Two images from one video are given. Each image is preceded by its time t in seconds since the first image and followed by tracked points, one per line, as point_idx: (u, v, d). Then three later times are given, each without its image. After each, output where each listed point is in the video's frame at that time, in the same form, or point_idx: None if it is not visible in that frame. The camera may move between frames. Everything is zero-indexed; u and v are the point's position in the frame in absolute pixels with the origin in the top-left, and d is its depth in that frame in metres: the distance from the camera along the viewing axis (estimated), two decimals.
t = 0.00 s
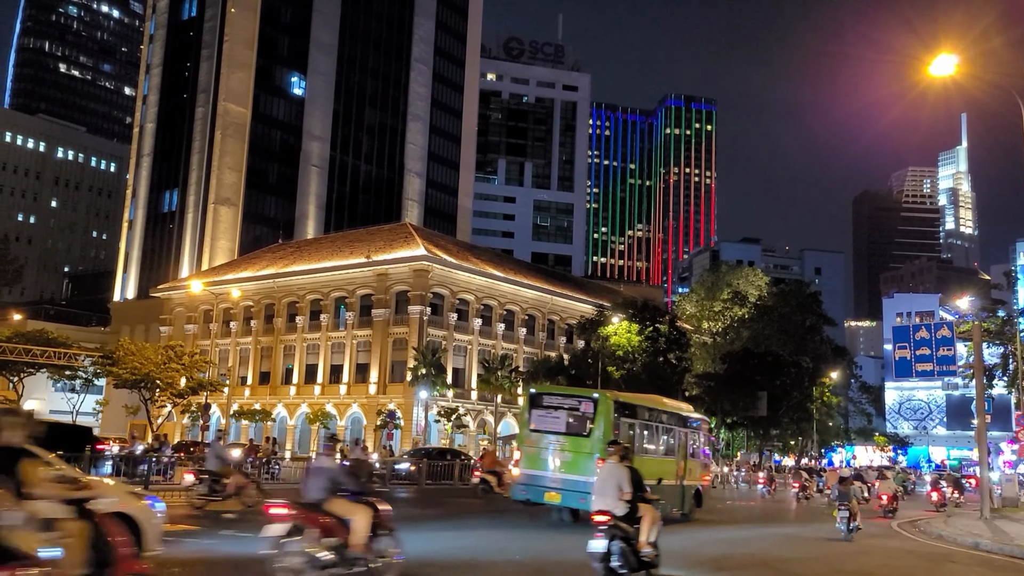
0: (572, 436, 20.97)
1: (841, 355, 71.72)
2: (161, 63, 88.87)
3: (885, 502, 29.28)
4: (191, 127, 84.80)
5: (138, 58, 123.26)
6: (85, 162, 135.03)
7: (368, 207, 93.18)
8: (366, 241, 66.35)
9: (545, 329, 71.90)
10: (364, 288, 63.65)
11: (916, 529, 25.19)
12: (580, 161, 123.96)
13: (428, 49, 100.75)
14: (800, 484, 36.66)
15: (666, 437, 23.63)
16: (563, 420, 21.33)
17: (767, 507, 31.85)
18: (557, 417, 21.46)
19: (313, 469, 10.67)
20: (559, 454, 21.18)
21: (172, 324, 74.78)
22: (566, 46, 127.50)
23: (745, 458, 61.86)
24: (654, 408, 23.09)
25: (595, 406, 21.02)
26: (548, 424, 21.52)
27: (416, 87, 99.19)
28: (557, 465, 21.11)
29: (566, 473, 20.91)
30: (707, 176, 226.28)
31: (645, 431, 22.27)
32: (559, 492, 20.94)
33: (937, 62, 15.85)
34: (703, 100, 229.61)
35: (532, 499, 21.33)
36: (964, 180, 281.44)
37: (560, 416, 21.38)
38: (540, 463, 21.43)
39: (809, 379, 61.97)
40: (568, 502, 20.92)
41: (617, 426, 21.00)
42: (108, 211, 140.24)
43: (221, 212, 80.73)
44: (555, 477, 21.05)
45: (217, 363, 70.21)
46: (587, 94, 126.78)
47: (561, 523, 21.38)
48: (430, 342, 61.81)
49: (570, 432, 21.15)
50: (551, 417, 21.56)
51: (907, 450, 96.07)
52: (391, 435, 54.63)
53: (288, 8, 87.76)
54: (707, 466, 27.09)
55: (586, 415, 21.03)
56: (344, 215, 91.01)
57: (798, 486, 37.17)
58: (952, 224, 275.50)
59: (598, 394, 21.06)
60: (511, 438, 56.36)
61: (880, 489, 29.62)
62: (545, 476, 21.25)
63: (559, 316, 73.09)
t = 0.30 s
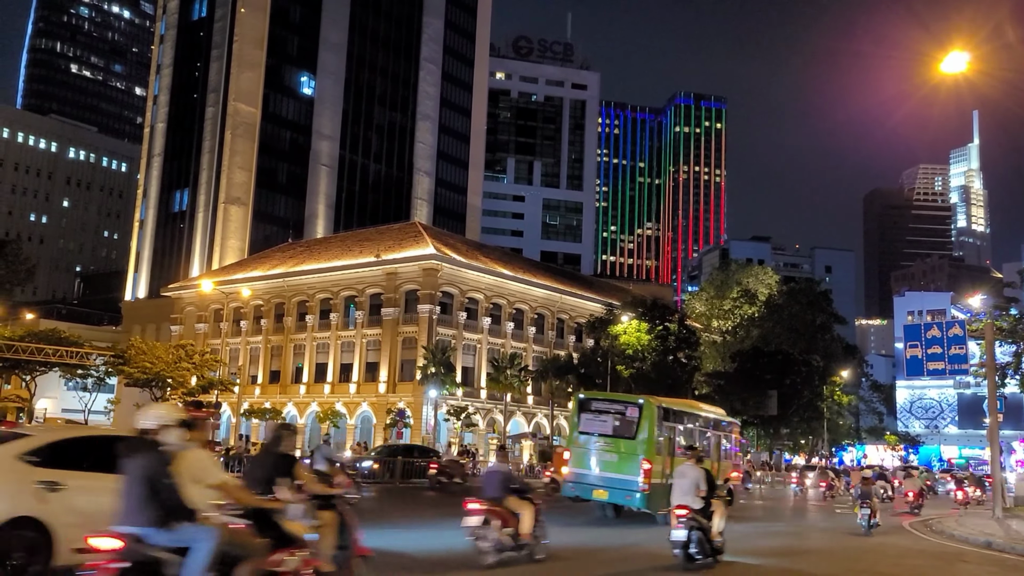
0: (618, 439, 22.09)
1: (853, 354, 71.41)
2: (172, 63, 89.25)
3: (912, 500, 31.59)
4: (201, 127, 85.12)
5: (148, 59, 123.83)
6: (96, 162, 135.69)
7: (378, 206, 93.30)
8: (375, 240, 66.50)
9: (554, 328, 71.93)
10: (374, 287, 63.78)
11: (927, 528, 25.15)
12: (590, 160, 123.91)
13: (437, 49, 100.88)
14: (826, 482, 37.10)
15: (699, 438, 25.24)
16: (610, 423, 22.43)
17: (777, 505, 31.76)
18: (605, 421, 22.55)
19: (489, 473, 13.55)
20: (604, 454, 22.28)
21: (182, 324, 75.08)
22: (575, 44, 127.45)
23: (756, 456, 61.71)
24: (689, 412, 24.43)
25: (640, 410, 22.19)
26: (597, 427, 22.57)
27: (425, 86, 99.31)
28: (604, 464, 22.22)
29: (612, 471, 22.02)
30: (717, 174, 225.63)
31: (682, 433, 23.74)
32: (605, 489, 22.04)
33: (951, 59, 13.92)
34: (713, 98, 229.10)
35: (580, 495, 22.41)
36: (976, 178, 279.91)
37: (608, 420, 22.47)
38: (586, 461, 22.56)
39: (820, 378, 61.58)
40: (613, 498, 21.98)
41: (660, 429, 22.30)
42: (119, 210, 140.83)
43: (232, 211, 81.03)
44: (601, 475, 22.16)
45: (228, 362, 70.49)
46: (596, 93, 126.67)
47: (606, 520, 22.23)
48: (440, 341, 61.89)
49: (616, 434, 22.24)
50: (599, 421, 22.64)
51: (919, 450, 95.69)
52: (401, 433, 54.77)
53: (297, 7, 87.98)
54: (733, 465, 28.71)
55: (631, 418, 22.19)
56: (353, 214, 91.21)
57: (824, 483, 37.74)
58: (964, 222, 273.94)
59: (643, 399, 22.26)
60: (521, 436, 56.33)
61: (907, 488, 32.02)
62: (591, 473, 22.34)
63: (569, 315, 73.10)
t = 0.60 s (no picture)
0: (650, 440, 23.22)
1: (856, 353, 71.30)
2: (175, 63, 89.33)
3: (931, 497, 33.91)
4: (204, 127, 85.19)
5: (152, 59, 124.09)
6: (100, 162, 135.85)
7: (381, 205, 93.35)
8: (378, 240, 66.54)
9: (557, 327, 71.91)
10: (377, 286, 63.80)
11: (931, 527, 25.07)
12: (592, 159, 123.85)
13: (440, 48, 100.87)
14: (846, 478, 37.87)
15: (727, 440, 26.19)
16: (643, 425, 23.55)
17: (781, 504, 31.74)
18: (638, 423, 23.70)
19: (597, 473, 15.06)
20: (638, 455, 23.41)
21: (186, 323, 75.17)
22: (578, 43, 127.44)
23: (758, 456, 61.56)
24: (716, 414, 25.41)
25: (672, 413, 23.25)
26: (631, 429, 23.70)
27: (428, 86, 99.30)
28: (638, 463, 23.34)
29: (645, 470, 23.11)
30: (720, 172, 225.57)
31: (712, 434, 24.78)
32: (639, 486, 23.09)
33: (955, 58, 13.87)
34: (716, 97, 229.16)
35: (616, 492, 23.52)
36: (980, 176, 279.70)
37: (641, 423, 23.63)
38: (621, 461, 23.69)
39: (823, 377, 61.53)
40: (648, 495, 23.03)
41: (691, 430, 23.34)
42: (123, 210, 141.13)
43: (235, 211, 81.12)
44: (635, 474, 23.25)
45: (231, 362, 70.59)
46: (599, 92, 126.61)
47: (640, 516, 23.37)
48: (442, 340, 61.92)
49: (650, 436, 23.39)
50: (633, 423, 23.78)
51: (923, 448, 95.61)
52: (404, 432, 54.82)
53: (300, 7, 88.02)
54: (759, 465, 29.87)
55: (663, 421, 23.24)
56: (356, 214, 91.24)
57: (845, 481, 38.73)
58: (967, 220, 273.71)
59: (674, 402, 23.35)
60: (523, 435, 56.33)
61: (926, 486, 34.31)
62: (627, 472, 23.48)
63: (572, 315, 73.07)
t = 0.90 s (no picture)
0: (680, 442, 24.98)
1: (861, 352, 71.02)
2: (179, 63, 89.47)
3: (947, 497, 34.37)
4: (208, 127, 85.36)
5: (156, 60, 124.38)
6: (104, 162, 136.14)
7: (385, 205, 93.47)
8: (382, 239, 66.59)
9: (561, 326, 71.93)
10: (381, 286, 63.84)
11: (935, 526, 24.90)
12: (596, 158, 123.80)
13: (444, 47, 100.88)
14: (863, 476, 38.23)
15: (754, 442, 27.57)
16: (675, 428, 25.29)
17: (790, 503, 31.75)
18: (669, 426, 25.50)
19: (678, 472, 18.05)
20: (670, 457, 25.18)
21: (190, 323, 75.27)
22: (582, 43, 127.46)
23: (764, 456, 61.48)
24: (742, 417, 27.11)
25: (699, 417, 25.02)
26: (662, 433, 25.52)
27: (431, 85, 99.31)
28: (671, 464, 25.04)
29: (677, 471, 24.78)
30: (724, 171, 225.28)
31: (738, 438, 26.30)
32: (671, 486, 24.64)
33: (960, 55, 13.82)
34: (720, 96, 229.05)
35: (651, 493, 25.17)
36: (984, 175, 279.14)
37: (671, 425, 25.42)
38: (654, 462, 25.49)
39: (828, 376, 61.36)
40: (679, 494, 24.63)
41: (720, 433, 25.01)
42: (127, 210, 141.42)
43: (239, 211, 81.22)
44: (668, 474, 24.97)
45: (236, 362, 70.67)
46: (603, 91, 126.55)
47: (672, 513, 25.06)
48: (447, 339, 61.94)
49: (680, 437, 25.13)
50: (664, 426, 25.61)
51: (928, 448, 95.36)
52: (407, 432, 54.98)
53: (303, 7, 88.09)
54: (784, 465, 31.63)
55: (692, 424, 24.94)
56: (360, 214, 91.28)
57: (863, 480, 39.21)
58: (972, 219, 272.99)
59: (702, 407, 25.13)
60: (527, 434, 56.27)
61: (942, 486, 34.50)
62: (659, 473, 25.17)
63: (576, 314, 73.03)
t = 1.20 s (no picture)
0: (709, 443, 26.87)
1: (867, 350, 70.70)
2: (184, 63, 89.64)
3: (965, 494, 34.45)
4: (213, 127, 85.53)
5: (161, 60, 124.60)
6: (110, 163, 136.36)
7: (389, 205, 93.56)
8: (387, 238, 66.65)
9: (566, 326, 71.94)
10: (386, 285, 63.90)
11: (942, 524, 24.75)
12: (601, 157, 123.77)
13: (448, 47, 100.89)
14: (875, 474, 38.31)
15: (776, 443, 29.01)
16: (703, 430, 27.16)
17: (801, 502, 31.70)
18: (697, 428, 27.32)
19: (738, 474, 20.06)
20: (702, 457, 27.02)
21: (196, 323, 75.39)
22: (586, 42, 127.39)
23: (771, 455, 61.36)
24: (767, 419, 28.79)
25: (726, 419, 26.85)
26: (691, 434, 27.39)
27: (436, 84, 99.36)
28: (701, 464, 27.05)
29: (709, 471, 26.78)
30: (728, 170, 224.98)
31: (763, 438, 27.95)
32: (701, 484, 26.94)
33: (964, 52, 13.75)
34: (724, 95, 228.84)
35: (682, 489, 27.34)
36: (990, 173, 278.18)
37: (700, 427, 27.24)
38: (684, 461, 27.38)
39: (833, 375, 61.21)
40: (708, 490, 26.82)
41: (745, 436, 26.81)
42: (132, 210, 141.66)
43: (244, 210, 81.33)
44: (697, 473, 27.08)
45: (241, 361, 70.79)
46: (607, 90, 126.43)
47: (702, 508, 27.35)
48: (452, 338, 61.99)
49: (709, 439, 26.96)
50: (693, 428, 27.44)
51: (934, 446, 95.09)
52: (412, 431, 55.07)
53: (308, 7, 88.16)
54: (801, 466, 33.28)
55: (719, 427, 26.83)
56: (365, 213, 91.35)
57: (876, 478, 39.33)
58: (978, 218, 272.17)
59: (729, 411, 26.93)
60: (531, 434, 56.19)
61: (960, 483, 34.56)
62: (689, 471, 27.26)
63: (581, 313, 73.02)
